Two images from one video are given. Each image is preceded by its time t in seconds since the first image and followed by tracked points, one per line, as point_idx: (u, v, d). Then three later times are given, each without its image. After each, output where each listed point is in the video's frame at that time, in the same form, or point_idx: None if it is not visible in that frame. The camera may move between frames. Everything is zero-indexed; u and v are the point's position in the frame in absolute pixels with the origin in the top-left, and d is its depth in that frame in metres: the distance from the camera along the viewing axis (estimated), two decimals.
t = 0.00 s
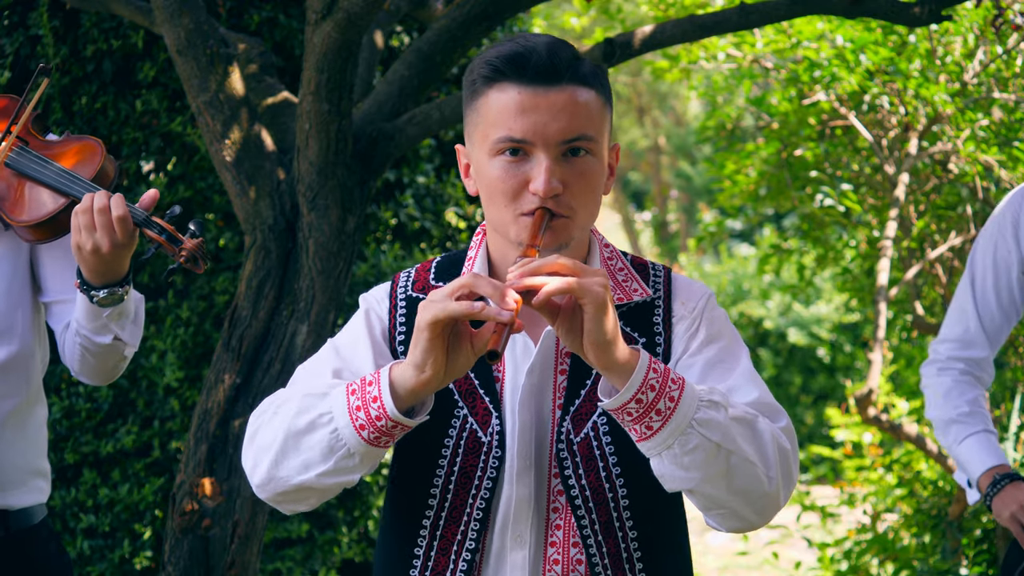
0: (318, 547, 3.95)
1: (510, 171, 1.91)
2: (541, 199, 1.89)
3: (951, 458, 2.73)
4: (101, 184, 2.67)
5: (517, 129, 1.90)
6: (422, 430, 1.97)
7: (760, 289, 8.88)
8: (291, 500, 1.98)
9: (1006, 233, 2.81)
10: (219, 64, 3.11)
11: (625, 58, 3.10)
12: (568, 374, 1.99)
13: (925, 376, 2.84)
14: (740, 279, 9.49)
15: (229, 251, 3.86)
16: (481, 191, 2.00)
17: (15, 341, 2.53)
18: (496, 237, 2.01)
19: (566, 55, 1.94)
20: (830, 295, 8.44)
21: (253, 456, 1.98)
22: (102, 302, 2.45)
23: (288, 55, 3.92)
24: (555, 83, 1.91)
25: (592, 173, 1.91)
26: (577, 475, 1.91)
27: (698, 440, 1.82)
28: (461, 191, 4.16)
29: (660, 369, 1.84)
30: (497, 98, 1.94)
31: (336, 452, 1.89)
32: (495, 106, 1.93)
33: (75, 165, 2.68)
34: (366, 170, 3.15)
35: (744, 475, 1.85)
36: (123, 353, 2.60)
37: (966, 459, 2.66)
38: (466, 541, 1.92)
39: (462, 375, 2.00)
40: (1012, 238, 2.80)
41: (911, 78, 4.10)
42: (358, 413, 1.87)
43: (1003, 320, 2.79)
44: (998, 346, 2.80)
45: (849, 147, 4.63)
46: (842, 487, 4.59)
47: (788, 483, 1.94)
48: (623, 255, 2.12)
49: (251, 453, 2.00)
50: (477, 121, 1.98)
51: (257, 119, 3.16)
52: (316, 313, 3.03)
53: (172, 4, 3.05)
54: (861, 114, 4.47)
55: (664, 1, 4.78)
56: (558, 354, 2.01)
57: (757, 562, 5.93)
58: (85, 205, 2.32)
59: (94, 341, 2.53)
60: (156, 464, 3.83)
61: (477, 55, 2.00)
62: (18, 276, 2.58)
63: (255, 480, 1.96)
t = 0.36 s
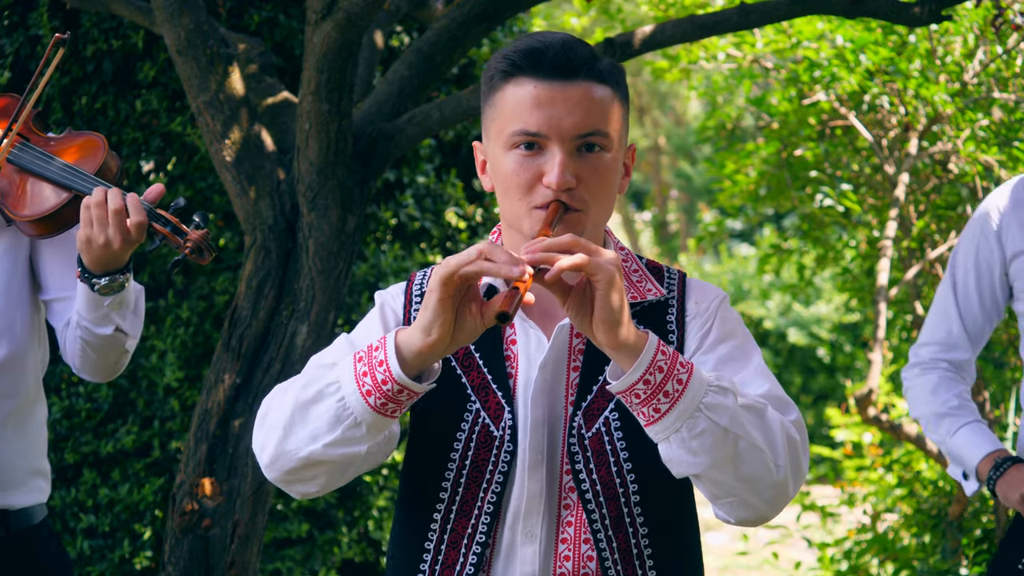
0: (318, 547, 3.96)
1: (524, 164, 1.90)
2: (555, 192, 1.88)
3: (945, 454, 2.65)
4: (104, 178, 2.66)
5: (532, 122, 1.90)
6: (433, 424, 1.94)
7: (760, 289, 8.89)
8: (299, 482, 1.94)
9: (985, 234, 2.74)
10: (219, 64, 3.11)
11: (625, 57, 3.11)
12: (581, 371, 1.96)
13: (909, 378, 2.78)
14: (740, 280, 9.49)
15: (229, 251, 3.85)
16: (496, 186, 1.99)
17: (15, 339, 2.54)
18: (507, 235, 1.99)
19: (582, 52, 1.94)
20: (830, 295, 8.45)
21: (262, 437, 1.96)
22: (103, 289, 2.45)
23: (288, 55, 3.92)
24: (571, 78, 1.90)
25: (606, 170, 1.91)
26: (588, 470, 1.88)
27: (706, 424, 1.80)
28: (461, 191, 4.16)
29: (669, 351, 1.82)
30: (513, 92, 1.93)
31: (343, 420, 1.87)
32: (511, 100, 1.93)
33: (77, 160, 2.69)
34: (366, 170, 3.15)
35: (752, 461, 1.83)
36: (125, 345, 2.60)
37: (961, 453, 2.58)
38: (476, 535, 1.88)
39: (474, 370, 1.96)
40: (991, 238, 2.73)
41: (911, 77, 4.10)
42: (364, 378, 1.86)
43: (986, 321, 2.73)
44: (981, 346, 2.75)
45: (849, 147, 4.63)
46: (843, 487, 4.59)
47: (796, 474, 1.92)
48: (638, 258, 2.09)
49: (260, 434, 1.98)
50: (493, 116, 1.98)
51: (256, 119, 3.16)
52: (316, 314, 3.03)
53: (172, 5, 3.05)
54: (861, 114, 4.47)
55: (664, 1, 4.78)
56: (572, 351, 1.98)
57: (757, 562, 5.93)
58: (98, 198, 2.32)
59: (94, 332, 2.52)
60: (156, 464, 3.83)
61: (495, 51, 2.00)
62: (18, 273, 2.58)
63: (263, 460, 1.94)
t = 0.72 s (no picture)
0: (318, 547, 3.96)
1: (533, 165, 1.89)
2: (563, 192, 1.87)
3: (912, 445, 2.52)
4: (104, 179, 2.67)
5: (540, 123, 1.89)
6: (440, 421, 1.94)
7: (760, 289, 8.89)
8: (305, 478, 1.94)
9: (953, 235, 2.59)
10: (219, 64, 3.11)
11: (625, 58, 3.11)
12: (589, 369, 1.96)
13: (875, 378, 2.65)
14: (740, 280, 9.49)
15: (229, 251, 3.85)
16: (504, 188, 1.98)
17: (14, 339, 2.54)
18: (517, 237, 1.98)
19: (590, 53, 1.93)
20: (830, 295, 8.45)
21: (268, 432, 1.96)
22: (103, 293, 2.45)
23: (288, 55, 3.92)
24: (579, 79, 1.90)
25: (615, 171, 1.90)
26: (596, 467, 1.88)
27: (714, 418, 1.80)
28: (460, 192, 4.15)
29: (676, 346, 1.82)
30: (522, 93, 1.92)
31: (350, 419, 1.87)
32: (519, 101, 1.92)
33: (77, 160, 2.69)
34: (367, 170, 3.14)
35: (759, 456, 1.82)
36: (125, 346, 2.60)
37: (928, 441, 2.46)
38: (483, 533, 1.87)
39: (483, 369, 1.96)
40: (959, 242, 2.58)
41: (911, 78, 4.10)
42: (372, 377, 1.86)
43: (955, 323, 2.59)
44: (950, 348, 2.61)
45: (849, 147, 4.63)
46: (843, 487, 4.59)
47: (805, 472, 1.91)
48: (648, 262, 2.08)
49: (266, 430, 1.98)
50: (500, 118, 1.97)
51: (257, 119, 3.16)
52: (316, 313, 3.03)
53: (172, 5, 3.05)
54: (861, 114, 4.46)
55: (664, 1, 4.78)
56: (580, 350, 1.98)
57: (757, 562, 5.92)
58: (95, 198, 2.32)
59: (94, 334, 2.52)
60: (156, 464, 3.83)
61: (502, 55, 2.00)
62: (17, 273, 2.58)
63: (269, 456, 1.93)
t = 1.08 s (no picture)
0: (318, 547, 3.95)
1: (532, 154, 1.88)
2: (561, 179, 1.86)
3: (878, 436, 2.40)
4: (103, 181, 2.67)
5: (540, 112, 1.89)
6: (441, 420, 1.94)
7: (760, 289, 8.90)
8: (308, 475, 1.93)
9: (919, 237, 2.57)
10: (219, 64, 3.10)
11: (625, 57, 3.11)
12: (591, 367, 1.96)
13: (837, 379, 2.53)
14: (740, 280, 9.50)
15: (229, 251, 3.85)
16: (506, 182, 1.97)
17: (14, 340, 2.53)
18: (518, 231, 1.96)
19: (593, 48, 1.94)
20: (830, 296, 8.45)
21: (272, 428, 1.96)
22: (103, 295, 2.45)
23: (288, 55, 3.92)
24: (580, 70, 1.91)
25: (616, 161, 1.89)
26: (599, 464, 1.87)
27: (718, 407, 1.80)
28: (461, 192, 4.15)
29: (679, 336, 1.82)
30: (523, 85, 1.93)
31: (355, 415, 1.87)
32: (521, 93, 1.92)
33: (76, 162, 2.69)
34: (367, 170, 3.14)
35: (764, 446, 1.82)
36: (125, 348, 2.60)
37: (897, 429, 2.35)
38: (485, 531, 1.87)
39: (485, 366, 1.96)
40: (927, 243, 2.56)
41: (911, 78, 4.10)
42: (378, 373, 1.86)
43: (922, 323, 2.53)
44: (915, 348, 2.54)
45: (849, 147, 4.63)
46: (843, 487, 4.59)
47: (809, 461, 1.91)
48: (649, 259, 2.08)
49: (270, 427, 1.97)
50: (502, 110, 1.97)
51: (257, 119, 3.16)
52: (316, 313, 3.03)
53: (172, 5, 3.05)
54: (861, 114, 4.46)
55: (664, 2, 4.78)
56: (582, 346, 1.99)
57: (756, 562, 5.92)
58: (93, 201, 2.32)
59: (94, 336, 2.52)
60: (156, 464, 3.83)
61: (506, 49, 2.01)
62: (17, 273, 2.57)
63: (273, 452, 1.93)
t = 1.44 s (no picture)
0: (318, 547, 3.96)
1: (534, 162, 1.87)
2: (564, 189, 1.84)
3: (869, 432, 2.42)
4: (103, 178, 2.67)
5: (543, 118, 1.87)
6: (440, 422, 1.94)
7: (760, 289, 8.90)
8: (305, 485, 1.94)
9: (894, 240, 2.57)
10: (219, 64, 3.11)
11: (625, 57, 3.11)
12: (594, 365, 1.96)
13: (818, 385, 2.56)
14: (740, 280, 9.50)
15: (229, 251, 3.85)
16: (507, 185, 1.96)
17: (14, 339, 2.53)
18: (519, 234, 1.96)
19: (595, 51, 1.91)
20: (830, 296, 8.45)
21: (271, 438, 1.95)
22: (106, 292, 2.45)
23: (288, 55, 3.92)
24: (583, 76, 1.88)
25: (618, 168, 1.87)
26: (603, 465, 1.87)
27: (714, 426, 1.79)
28: (461, 192, 4.15)
29: (672, 355, 1.81)
30: (525, 90, 1.90)
31: (354, 435, 1.86)
32: (522, 98, 1.90)
33: (76, 160, 2.69)
34: (367, 170, 3.15)
35: (762, 460, 1.82)
36: (126, 345, 2.60)
37: (888, 422, 2.37)
38: (486, 532, 1.88)
39: (485, 365, 1.96)
40: (902, 247, 2.56)
41: (911, 78, 4.11)
42: (378, 396, 1.85)
43: (899, 324, 2.54)
44: (893, 350, 2.56)
45: (849, 147, 4.63)
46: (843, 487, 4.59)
47: (811, 467, 1.90)
48: (649, 256, 2.07)
49: (268, 435, 1.97)
50: (504, 114, 1.94)
51: (257, 120, 3.16)
52: (315, 313, 3.03)
53: (172, 4, 3.05)
54: (861, 114, 4.46)
55: (664, 2, 4.78)
56: (584, 344, 1.98)
57: (757, 562, 5.92)
58: (93, 198, 2.32)
59: (96, 333, 2.52)
60: (156, 464, 3.83)
61: (506, 52, 1.97)
62: (17, 273, 2.57)
63: (271, 462, 1.93)
